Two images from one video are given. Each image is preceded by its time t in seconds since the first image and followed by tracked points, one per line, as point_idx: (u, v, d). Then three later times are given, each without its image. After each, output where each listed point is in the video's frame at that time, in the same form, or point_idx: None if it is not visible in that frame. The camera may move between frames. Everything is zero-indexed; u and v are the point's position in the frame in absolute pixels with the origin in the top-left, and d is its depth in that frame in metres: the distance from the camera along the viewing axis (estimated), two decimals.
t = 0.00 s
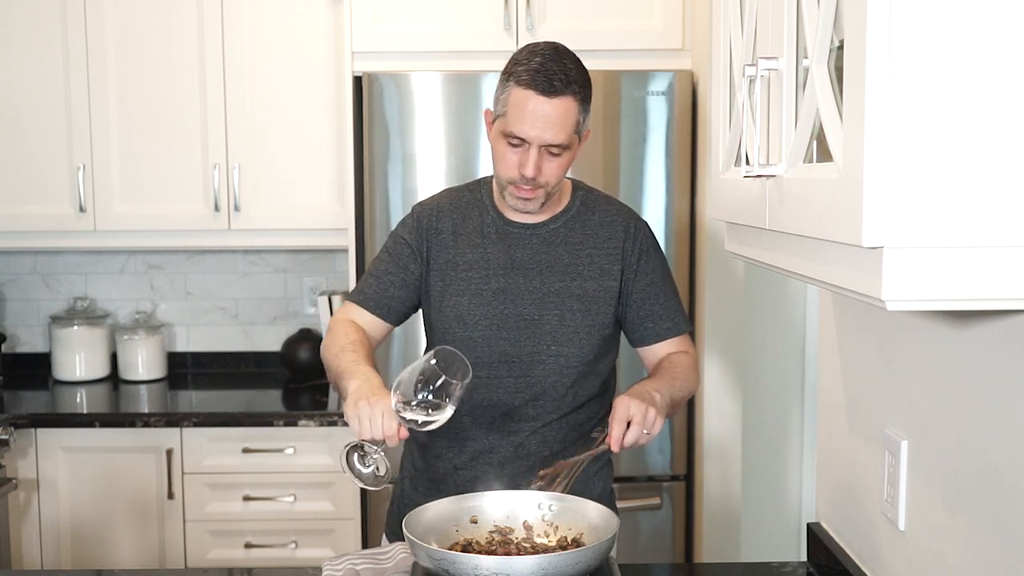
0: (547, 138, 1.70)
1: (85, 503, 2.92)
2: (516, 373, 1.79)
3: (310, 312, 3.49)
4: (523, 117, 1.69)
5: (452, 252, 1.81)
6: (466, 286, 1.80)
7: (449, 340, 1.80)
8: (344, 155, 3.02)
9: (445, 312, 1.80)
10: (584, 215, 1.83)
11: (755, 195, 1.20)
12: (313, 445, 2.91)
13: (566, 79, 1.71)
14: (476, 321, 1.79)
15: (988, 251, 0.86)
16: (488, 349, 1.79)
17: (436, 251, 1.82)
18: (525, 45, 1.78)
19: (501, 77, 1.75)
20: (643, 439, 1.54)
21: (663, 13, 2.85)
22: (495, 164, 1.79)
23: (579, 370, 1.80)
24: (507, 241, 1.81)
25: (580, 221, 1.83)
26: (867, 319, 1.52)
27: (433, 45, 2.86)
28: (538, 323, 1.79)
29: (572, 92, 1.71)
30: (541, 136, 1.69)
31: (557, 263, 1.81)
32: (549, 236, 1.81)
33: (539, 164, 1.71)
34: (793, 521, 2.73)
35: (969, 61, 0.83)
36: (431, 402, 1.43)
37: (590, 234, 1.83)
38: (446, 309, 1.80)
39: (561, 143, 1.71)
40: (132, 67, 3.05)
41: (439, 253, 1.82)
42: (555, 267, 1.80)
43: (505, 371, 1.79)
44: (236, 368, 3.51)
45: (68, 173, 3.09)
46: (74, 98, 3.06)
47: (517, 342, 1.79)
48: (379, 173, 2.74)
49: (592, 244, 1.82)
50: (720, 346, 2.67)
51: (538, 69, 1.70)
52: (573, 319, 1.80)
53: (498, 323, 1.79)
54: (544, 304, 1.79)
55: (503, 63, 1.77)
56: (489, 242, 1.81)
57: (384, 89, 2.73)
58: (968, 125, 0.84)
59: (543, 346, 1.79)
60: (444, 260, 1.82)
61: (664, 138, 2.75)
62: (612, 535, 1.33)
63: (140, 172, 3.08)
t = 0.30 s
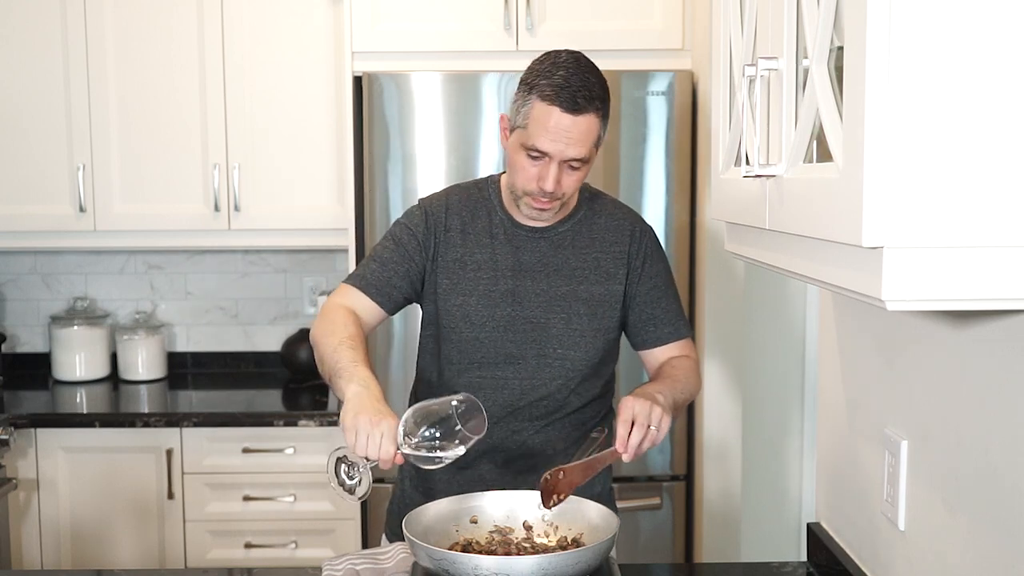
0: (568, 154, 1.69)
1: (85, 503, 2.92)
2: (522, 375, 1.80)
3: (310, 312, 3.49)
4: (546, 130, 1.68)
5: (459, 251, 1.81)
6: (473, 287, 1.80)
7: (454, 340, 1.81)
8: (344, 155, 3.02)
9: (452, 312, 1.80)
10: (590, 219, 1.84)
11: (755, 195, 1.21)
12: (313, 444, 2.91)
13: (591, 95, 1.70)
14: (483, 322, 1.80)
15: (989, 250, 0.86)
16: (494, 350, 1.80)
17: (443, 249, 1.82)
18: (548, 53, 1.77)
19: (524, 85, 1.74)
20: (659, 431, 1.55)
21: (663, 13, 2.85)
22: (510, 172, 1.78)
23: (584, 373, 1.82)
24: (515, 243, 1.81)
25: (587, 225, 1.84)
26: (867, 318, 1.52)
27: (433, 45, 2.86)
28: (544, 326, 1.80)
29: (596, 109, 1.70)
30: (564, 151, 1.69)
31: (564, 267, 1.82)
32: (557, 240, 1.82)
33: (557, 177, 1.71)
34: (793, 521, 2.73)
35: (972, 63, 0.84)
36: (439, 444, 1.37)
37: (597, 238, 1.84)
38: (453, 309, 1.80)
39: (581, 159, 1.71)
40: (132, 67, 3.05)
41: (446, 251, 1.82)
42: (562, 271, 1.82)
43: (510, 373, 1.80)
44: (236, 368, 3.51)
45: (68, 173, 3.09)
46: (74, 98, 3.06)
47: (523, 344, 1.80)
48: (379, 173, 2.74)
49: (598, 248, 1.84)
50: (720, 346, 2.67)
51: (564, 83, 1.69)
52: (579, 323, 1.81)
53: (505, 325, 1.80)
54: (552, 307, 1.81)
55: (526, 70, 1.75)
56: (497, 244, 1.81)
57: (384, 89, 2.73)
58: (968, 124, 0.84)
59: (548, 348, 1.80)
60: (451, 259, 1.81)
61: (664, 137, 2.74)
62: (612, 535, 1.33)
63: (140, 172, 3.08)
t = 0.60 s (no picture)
0: (587, 168, 1.68)
1: (85, 503, 2.92)
2: (524, 376, 1.80)
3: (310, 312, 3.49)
4: (566, 142, 1.67)
5: (465, 250, 1.81)
6: (478, 287, 1.80)
7: (458, 340, 1.80)
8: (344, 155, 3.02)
9: (457, 311, 1.80)
10: (594, 222, 1.85)
11: (755, 195, 1.21)
12: (314, 444, 2.91)
13: (613, 110, 1.69)
14: (488, 323, 1.79)
15: (988, 251, 0.86)
16: (497, 351, 1.80)
17: (449, 247, 1.81)
18: (569, 59, 1.75)
19: (545, 92, 1.71)
20: (661, 437, 1.55)
21: (663, 13, 2.85)
22: (523, 178, 1.76)
23: (586, 375, 1.83)
24: (520, 244, 1.81)
25: (592, 228, 1.84)
26: (868, 318, 1.52)
27: (433, 45, 2.86)
28: (549, 327, 1.81)
29: (616, 123, 1.69)
30: (583, 165, 1.67)
31: (569, 269, 1.82)
32: (562, 242, 1.82)
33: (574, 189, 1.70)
34: (793, 522, 2.72)
35: (974, 64, 0.84)
36: (443, 468, 1.40)
37: (602, 241, 1.84)
38: (458, 308, 1.80)
39: (599, 173, 1.69)
40: (132, 68, 3.05)
41: (452, 250, 1.81)
42: (567, 274, 1.82)
43: (512, 374, 1.80)
44: (236, 368, 3.51)
45: (68, 173, 3.09)
46: (74, 98, 3.06)
47: (526, 345, 1.80)
48: (379, 173, 2.74)
49: (602, 251, 1.84)
50: (720, 347, 2.67)
51: (588, 96, 1.66)
52: (582, 325, 1.82)
53: (510, 326, 1.80)
54: (556, 309, 1.81)
55: (547, 76, 1.73)
56: (502, 244, 1.81)
57: (384, 89, 2.73)
58: (969, 125, 0.84)
59: (552, 350, 1.81)
60: (456, 258, 1.81)
61: (664, 137, 2.74)
62: (612, 535, 1.33)
63: (140, 172, 3.08)
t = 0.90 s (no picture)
0: (596, 176, 1.68)
1: (85, 503, 2.92)
2: (524, 376, 1.81)
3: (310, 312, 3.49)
4: (576, 149, 1.66)
5: (468, 249, 1.81)
6: (481, 286, 1.80)
7: (459, 338, 1.80)
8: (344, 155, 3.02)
9: (459, 310, 1.80)
10: (596, 223, 1.85)
11: (755, 195, 1.21)
12: (313, 444, 2.91)
13: (624, 117, 1.68)
14: (490, 322, 1.79)
15: (988, 251, 0.86)
16: (498, 350, 1.80)
17: (453, 245, 1.81)
18: (581, 64, 1.74)
19: (556, 97, 1.70)
20: (659, 438, 1.55)
21: (663, 13, 2.85)
22: (530, 180, 1.75)
23: (585, 376, 1.83)
24: (523, 244, 1.81)
25: (594, 230, 1.85)
26: (868, 318, 1.52)
27: (432, 45, 2.86)
28: (550, 328, 1.81)
29: (626, 131, 1.69)
30: (592, 173, 1.67)
31: (571, 270, 1.82)
32: (564, 242, 1.82)
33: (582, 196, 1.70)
34: (793, 522, 2.72)
35: (975, 65, 0.84)
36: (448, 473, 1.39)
37: (604, 243, 1.85)
38: (460, 306, 1.80)
39: (607, 180, 1.70)
40: (132, 68, 3.05)
41: (455, 248, 1.81)
42: (569, 275, 1.82)
43: (513, 373, 1.81)
44: (236, 368, 3.51)
45: (68, 173, 3.08)
46: (74, 98, 3.06)
47: (528, 345, 1.81)
48: (379, 173, 2.74)
49: (604, 253, 1.84)
50: (720, 347, 2.67)
51: (601, 104, 1.66)
52: (584, 326, 1.82)
53: (512, 325, 1.80)
54: (558, 309, 1.81)
55: (558, 80, 1.72)
56: (505, 244, 1.81)
57: (384, 89, 2.73)
58: (969, 125, 0.84)
59: (553, 351, 1.81)
60: (460, 256, 1.81)
61: (664, 137, 2.74)
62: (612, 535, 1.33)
63: (140, 172, 3.08)
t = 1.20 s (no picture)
0: (602, 180, 1.68)
1: (85, 503, 2.92)
2: (525, 376, 1.81)
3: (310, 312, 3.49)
4: (584, 153, 1.66)
5: (471, 248, 1.81)
6: (483, 285, 1.80)
7: (461, 337, 1.80)
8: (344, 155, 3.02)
9: (461, 309, 1.80)
10: (597, 224, 1.85)
11: (755, 196, 1.21)
12: (313, 444, 2.91)
13: (632, 123, 1.68)
14: (492, 321, 1.79)
15: (988, 250, 0.85)
16: (499, 350, 1.80)
17: (456, 244, 1.81)
18: (590, 67, 1.73)
19: (565, 100, 1.69)
20: (655, 439, 1.54)
21: (663, 13, 2.85)
22: (535, 182, 1.75)
23: (586, 377, 1.83)
24: (526, 244, 1.81)
25: (596, 231, 1.85)
26: (868, 318, 1.52)
27: (432, 44, 2.86)
28: (552, 328, 1.81)
29: (633, 137, 1.69)
30: (598, 177, 1.67)
31: (573, 271, 1.82)
32: (566, 243, 1.82)
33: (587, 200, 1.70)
34: (791, 521, 2.74)
35: (981, 68, 0.84)
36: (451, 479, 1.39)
37: (606, 244, 1.85)
38: (462, 305, 1.80)
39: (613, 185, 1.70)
40: (132, 68, 3.05)
41: (459, 247, 1.81)
42: (572, 275, 1.82)
43: (513, 373, 1.80)
44: (236, 368, 3.51)
45: (68, 173, 3.08)
46: (74, 98, 3.06)
47: (529, 345, 1.81)
48: (379, 173, 2.74)
49: (606, 254, 1.84)
50: (721, 347, 2.66)
51: (609, 109, 1.65)
52: (585, 326, 1.82)
53: (513, 325, 1.80)
54: (559, 310, 1.81)
55: (567, 83, 1.71)
56: (507, 243, 1.81)
57: (384, 89, 2.73)
58: (969, 124, 0.84)
59: (554, 352, 1.81)
60: (463, 255, 1.81)
61: (664, 137, 2.74)
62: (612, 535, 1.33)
63: (140, 172, 3.08)
